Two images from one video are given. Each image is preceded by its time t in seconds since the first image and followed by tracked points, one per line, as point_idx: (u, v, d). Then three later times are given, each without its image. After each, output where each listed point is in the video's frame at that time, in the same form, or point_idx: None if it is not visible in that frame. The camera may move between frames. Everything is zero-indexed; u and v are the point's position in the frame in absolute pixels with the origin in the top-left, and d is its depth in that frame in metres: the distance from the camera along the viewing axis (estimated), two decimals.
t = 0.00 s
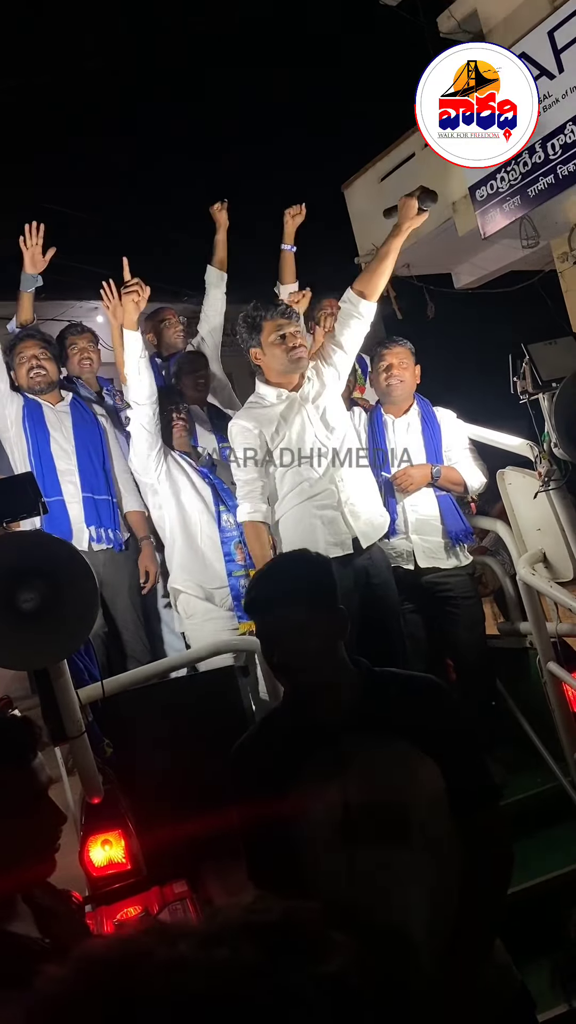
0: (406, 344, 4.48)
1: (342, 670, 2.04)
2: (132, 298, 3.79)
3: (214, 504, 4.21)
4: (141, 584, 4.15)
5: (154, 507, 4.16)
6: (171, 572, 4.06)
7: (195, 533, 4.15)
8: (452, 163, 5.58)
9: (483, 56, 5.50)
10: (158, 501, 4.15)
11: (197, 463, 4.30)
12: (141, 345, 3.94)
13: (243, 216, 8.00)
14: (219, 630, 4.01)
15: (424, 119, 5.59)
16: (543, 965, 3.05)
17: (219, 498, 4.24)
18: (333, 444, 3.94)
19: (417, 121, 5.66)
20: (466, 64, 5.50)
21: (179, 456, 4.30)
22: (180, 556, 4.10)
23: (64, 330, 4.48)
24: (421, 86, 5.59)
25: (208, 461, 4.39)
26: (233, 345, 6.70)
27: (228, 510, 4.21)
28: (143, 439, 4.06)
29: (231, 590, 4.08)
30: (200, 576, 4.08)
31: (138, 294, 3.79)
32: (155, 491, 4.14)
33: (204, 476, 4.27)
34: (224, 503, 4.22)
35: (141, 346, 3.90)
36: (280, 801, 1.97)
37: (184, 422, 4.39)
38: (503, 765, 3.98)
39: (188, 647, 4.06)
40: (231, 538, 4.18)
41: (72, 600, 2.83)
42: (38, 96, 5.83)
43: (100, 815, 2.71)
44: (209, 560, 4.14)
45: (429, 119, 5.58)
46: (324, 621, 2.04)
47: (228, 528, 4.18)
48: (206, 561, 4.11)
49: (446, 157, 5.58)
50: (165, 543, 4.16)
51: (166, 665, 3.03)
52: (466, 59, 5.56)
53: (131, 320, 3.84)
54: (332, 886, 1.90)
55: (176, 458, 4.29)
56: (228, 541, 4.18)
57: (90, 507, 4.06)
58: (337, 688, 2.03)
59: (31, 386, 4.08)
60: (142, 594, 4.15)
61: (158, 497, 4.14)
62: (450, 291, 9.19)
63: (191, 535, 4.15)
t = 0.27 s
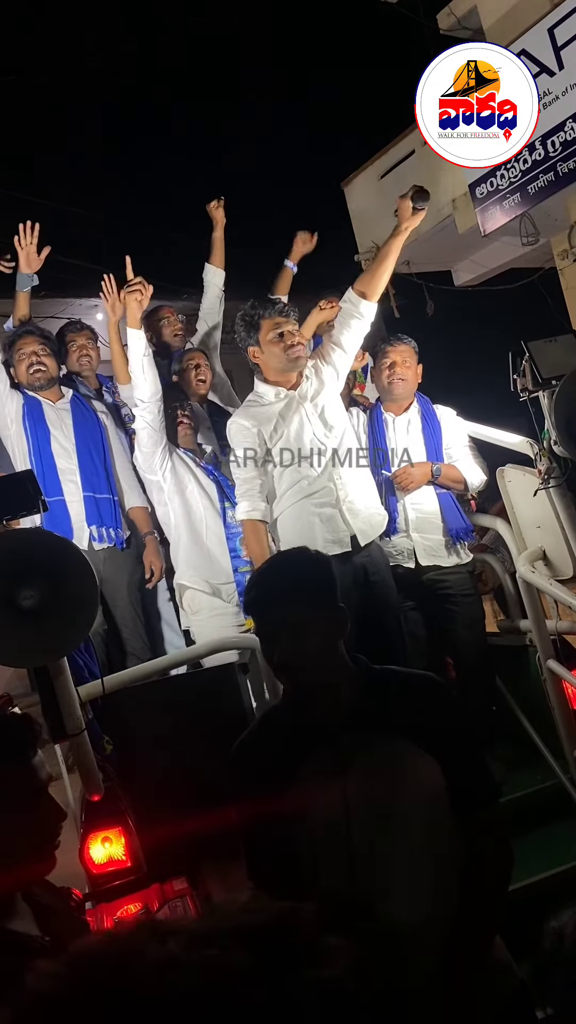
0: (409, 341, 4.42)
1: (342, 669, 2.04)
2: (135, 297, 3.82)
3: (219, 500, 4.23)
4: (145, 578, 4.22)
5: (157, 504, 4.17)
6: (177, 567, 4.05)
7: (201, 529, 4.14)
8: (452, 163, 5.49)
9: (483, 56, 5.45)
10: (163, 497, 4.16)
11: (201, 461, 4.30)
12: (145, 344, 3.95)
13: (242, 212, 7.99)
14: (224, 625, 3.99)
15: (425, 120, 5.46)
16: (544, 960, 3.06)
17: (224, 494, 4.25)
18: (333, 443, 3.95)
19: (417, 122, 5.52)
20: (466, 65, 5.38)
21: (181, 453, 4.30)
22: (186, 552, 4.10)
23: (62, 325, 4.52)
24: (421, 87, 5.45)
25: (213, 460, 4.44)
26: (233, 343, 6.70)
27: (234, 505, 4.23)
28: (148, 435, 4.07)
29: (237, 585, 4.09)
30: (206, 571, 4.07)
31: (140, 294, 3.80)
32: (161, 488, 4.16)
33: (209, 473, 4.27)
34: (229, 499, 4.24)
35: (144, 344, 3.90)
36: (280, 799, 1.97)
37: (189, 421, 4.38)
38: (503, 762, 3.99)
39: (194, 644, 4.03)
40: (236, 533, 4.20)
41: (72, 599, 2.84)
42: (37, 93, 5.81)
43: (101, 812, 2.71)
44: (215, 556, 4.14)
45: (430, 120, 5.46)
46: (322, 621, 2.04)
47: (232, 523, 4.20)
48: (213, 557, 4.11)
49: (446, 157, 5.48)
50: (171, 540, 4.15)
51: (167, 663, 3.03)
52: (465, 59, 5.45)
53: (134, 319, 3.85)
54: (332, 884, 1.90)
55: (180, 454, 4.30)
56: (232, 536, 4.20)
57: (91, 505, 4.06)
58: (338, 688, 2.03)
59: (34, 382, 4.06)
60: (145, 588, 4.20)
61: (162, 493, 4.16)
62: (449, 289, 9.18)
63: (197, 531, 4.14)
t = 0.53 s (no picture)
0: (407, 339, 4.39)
1: (343, 668, 2.04)
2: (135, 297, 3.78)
3: (221, 499, 4.22)
4: (146, 576, 4.22)
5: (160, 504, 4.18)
6: (178, 567, 4.07)
7: (203, 528, 4.15)
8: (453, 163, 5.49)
9: (483, 56, 5.48)
10: (165, 497, 4.17)
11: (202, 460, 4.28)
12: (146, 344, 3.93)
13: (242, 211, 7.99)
14: (224, 625, 3.98)
15: (425, 120, 5.48)
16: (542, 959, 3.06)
17: (225, 492, 4.23)
18: (331, 443, 3.95)
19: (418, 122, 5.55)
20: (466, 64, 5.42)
21: (182, 452, 4.29)
22: (187, 552, 4.11)
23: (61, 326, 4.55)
24: (421, 86, 5.49)
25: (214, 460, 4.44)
26: (233, 341, 6.70)
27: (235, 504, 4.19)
28: (149, 435, 4.07)
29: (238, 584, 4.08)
30: (207, 571, 4.07)
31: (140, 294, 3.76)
32: (163, 487, 4.16)
33: (211, 470, 4.27)
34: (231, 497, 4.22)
35: (145, 345, 3.88)
36: (279, 799, 1.97)
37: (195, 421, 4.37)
38: (502, 761, 4.00)
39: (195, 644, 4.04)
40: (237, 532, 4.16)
41: (72, 597, 2.84)
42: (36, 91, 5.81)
43: (100, 812, 2.71)
44: (216, 555, 4.13)
45: (430, 120, 5.49)
46: (323, 617, 2.05)
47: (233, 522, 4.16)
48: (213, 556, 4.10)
49: (446, 157, 5.49)
50: (173, 539, 4.18)
51: (166, 662, 3.03)
52: (465, 59, 5.48)
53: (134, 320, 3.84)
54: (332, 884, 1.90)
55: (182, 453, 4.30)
56: (234, 535, 4.17)
57: (91, 503, 4.06)
58: (337, 689, 2.03)
59: (35, 379, 4.05)
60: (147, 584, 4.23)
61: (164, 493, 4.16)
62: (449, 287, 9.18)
63: (199, 530, 4.15)
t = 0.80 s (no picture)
0: (405, 336, 4.39)
1: (341, 667, 2.05)
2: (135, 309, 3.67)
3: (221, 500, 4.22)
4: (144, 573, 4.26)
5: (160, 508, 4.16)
6: (177, 570, 4.09)
7: (202, 531, 4.14)
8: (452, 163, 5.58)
9: (483, 56, 5.48)
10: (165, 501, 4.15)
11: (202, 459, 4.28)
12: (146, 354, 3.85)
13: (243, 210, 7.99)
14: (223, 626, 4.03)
15: (425, 120, 5.54)
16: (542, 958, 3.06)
17: (225, 494, 4.23)
18: (329, 443, 3.95)
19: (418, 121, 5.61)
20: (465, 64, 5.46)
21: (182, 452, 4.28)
22: (186, 554, 4.12)
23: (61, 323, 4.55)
24: (421, 86, 5.52)
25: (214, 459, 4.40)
26: (233, 340, 6.71)
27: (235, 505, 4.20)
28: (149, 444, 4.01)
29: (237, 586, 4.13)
30: (206, 575, 4.08)
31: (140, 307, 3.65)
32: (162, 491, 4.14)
33: (211, 471, 4.26)
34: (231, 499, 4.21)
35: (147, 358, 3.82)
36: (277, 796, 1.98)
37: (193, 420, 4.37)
38: (502, 759, 4.00)
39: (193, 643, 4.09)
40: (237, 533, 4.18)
41: (71, 595, 2.85)
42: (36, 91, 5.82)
43: (100, 811, 2.71)
44: (215, 557, 4.14)
45: (430, 120, 5.54)
46: (326, 615, 2.06)
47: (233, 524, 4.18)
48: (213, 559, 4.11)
49: (445, 157, 5.57)
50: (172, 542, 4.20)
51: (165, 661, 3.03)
52: (466, 59, 5.50)
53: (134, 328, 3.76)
54: (330, 882, 1.90)
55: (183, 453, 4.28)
56: (234, 537, 4.19)
57: (91, 501, 4.07)
58: (336, 688, 2.04)
59: (30, 378, 4.07)
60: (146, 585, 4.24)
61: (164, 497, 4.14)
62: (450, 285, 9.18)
63: (199, 533, 4.15)
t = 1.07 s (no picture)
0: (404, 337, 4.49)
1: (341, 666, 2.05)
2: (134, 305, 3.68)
3: (219, 499, 4.22)
4: (146, 573, 4.24)
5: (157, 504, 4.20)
6: (175, 569, 4.10)
7: (200, 530, 4.16)
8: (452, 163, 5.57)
9: (483, 56, 5.50)
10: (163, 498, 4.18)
11: (200, 457, 4.30)
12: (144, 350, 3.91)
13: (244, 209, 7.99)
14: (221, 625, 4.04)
15: (425, 120, 5.57)
16: (543, 956, 3.06)
17: (223, 492, 4.24)
18: (331, 442, 3.95)
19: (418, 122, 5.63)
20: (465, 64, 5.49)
21: (181, 452, 4.29)
22: (184, 553, 4.13)
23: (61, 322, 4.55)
24: (421, 87, 5.57)
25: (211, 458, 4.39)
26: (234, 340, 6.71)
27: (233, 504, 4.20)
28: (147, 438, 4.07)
29: (235, 585, 4.12)
30: (203, 574, 4.09)
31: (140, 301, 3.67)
32: (161, 489, 4.16)
33: (207, 469, 4.27)
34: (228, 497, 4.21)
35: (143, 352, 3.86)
36: (278, 795, 1.98)
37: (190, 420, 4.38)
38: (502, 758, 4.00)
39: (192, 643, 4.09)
40: (235, 533, 4.18)
41: (72, 594, 2.84)
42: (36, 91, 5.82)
43: (101, 810, 2.72)
44: (213, 556, 4.14)
45: (430, 120, 5.58)
46: (329, 614, 2.07)
47: (231, 523, 4.18)
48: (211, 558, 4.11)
49: (446, 157, 5.58)
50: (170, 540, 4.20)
51: (165, 660, 3.03)
52: (466, 59, 5.54)
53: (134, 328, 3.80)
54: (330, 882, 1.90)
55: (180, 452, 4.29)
56: (232, 536, 4.18)
57: (92, 500, 4.07)
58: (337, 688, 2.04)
59: (31, 377, 4.09)
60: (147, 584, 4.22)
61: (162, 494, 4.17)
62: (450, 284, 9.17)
63: (197, 532, 4.16)
